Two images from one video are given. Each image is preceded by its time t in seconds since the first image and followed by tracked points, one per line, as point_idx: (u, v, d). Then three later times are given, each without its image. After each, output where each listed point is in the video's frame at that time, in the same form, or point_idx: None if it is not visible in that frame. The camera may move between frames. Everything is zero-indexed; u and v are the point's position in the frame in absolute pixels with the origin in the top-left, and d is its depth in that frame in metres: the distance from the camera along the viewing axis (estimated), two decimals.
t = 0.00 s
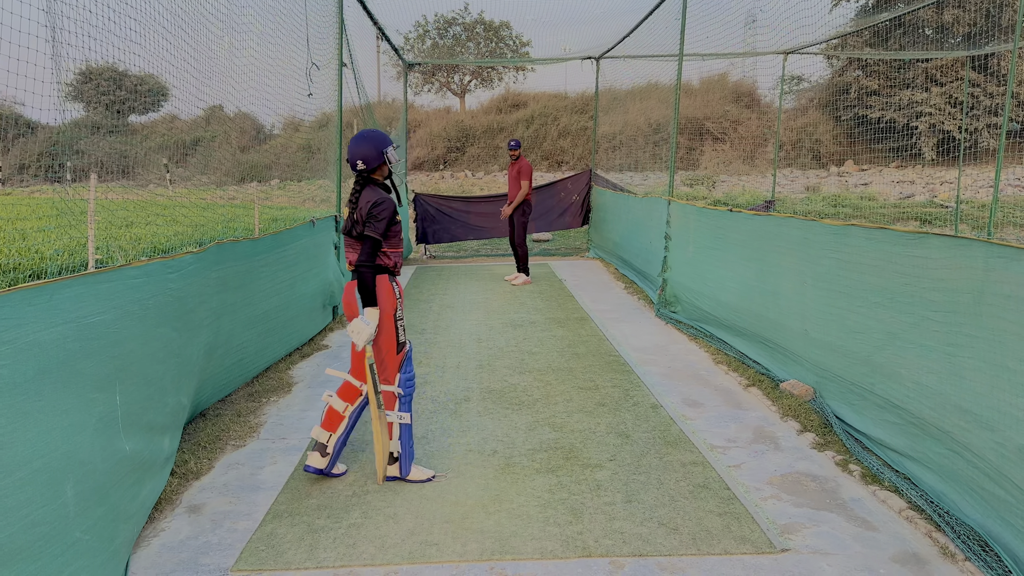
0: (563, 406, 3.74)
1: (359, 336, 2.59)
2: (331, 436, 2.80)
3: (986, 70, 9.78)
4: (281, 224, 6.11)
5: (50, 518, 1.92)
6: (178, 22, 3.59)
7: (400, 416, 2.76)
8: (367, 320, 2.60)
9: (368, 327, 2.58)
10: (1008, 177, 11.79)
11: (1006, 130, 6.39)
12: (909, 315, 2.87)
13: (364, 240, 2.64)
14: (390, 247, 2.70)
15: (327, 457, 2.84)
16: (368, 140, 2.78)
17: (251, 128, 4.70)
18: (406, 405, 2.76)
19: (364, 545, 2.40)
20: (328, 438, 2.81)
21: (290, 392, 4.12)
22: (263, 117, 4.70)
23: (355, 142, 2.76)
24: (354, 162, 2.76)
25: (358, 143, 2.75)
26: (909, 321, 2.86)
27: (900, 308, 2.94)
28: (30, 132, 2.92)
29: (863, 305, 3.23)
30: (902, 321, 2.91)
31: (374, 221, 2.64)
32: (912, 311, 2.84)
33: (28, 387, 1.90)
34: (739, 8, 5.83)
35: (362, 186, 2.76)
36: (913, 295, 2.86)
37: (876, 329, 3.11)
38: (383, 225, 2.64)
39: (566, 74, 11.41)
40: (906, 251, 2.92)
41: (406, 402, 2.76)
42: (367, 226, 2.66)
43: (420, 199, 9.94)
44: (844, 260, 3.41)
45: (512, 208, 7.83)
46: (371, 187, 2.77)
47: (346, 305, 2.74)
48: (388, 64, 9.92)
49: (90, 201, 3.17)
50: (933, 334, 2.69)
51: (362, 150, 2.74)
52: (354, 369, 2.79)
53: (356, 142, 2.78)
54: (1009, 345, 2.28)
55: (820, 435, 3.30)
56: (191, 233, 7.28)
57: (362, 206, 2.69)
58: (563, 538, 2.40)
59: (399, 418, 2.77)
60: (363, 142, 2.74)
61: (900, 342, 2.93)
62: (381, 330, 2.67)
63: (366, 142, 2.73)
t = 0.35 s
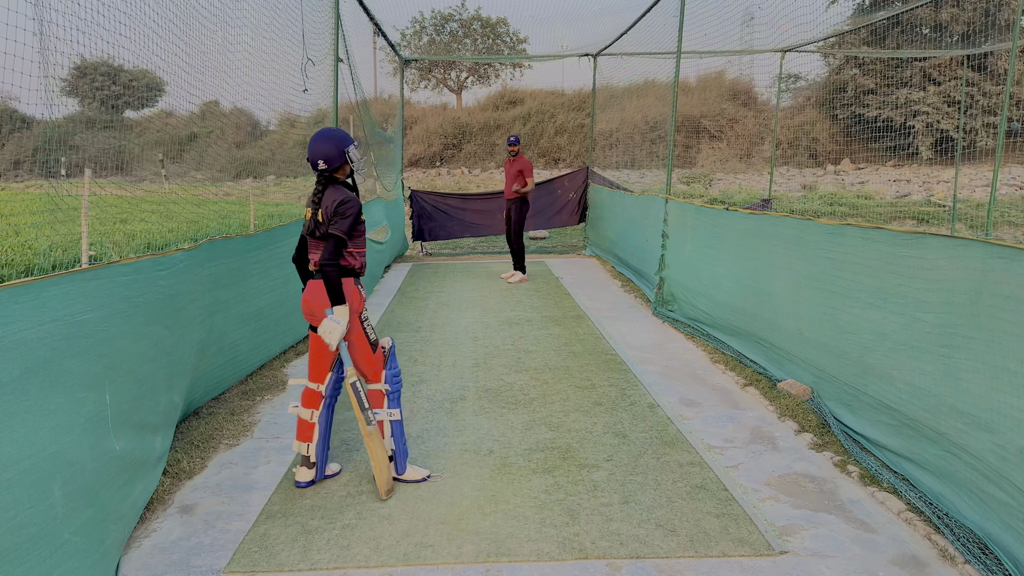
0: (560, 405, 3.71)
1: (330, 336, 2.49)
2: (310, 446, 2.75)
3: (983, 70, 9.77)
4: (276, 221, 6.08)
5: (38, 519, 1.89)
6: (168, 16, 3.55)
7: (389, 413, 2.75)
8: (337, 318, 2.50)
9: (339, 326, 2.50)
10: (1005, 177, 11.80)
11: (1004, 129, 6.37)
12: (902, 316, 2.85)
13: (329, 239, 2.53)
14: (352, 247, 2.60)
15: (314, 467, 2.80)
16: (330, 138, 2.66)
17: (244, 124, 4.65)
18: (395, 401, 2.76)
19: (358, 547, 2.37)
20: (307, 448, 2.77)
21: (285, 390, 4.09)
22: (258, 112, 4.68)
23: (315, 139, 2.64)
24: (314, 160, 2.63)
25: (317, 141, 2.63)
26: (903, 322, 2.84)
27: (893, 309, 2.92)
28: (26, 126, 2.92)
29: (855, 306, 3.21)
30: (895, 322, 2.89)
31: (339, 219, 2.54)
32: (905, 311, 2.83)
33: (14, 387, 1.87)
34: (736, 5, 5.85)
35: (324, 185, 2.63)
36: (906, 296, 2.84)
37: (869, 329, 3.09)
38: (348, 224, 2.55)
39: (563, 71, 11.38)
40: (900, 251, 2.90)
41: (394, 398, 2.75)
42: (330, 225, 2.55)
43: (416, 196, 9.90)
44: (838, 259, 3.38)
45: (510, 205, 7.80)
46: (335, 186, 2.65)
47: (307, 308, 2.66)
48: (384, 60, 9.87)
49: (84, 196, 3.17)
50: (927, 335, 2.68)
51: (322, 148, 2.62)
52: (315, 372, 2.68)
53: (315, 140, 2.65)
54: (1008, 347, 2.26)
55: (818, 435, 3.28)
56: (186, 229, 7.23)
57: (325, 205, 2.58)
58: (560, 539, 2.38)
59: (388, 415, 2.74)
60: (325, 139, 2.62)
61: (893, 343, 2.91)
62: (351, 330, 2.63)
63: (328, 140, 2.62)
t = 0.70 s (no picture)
0: (558, 408, 3.64)
1: (325, 335, 2.44)
2: (299, 450, 2.69)
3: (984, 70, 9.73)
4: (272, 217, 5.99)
5: (15, 526, 1.82)
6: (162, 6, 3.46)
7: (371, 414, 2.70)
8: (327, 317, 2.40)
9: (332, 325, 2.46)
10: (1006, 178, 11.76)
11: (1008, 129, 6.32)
12: (908, 319, 2.78)
13: (312, 238, 2.45)
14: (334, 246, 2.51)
15: (306, 471, 2.73)
16: (308, 132, 2.53)
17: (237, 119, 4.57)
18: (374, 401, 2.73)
19: (349, 555, 2.30)
20: (295, 453, 2.71)
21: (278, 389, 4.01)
22: (255, 107, 4.59)
23: (292, 133, 2.52)
24: (291, 155, 2.51)
25: (295, 136, 2.51)
26: (908, 326, 2.78)
27: (898, 312, 2.85)
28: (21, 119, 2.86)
29: (860, 309, 3.14)
30: (900, 326, 2.83)
31: (322, 218, 2.46)
32: (911, 315, 2.76)
33: None
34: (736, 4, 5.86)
35: (302, 181, 2.52)
36: (911, 299, 2.77)
37: (873, 332, 3.02)
38: (332, 223, 2.47)
39: (563, 69, 11.31)
40: (906, 253, 2.83)
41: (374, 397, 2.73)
42: (312, 224, 2.47)
43: (414, 193, 9.82)
44: (842, 261, 3.31)
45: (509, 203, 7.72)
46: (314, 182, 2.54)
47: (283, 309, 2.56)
48: (383, 56, 9.79)
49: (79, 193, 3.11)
50: (933, 340, 2.61)
51: (301, 143, 2.50)
52: (299, 375, 2.61)
53: (292, 134, 2.53)
54: (1018, 353, 2.19)
55: (821, 441, 3.21)
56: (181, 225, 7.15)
57: (306, 203, 2.48)
58: (558, 548, 2.31)
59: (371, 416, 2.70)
60: (304, 133, 2.51)
61: (897, 347, 2.84)
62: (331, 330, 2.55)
63: (306, 134, 2.50)
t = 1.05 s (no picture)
0: (554, 417, 3.51)
1: (311, 345, 2.37)
2: (280, 464, 2.58)
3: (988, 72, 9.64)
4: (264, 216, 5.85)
5: None
6: None
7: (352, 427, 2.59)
8: (315, 326, 2.38)
9: (318, 334, 2.37)
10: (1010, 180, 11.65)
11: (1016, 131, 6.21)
12: (924, 330, 2.65)
13: (286, 243, 2.36)
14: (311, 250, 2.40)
15: (288, 486, 2.62)
16: (282, 129, 2.45)
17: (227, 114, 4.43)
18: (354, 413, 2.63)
19: None
20: (277, 467, 2.60)
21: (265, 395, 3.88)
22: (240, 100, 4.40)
23: (263, 130, 2.43)
24: (263, 152, 2.43)
25: (268, 133, 2.42)
26: (925, 336, 2.65)
27: (914, 322, 2.72)
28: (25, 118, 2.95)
29: (872, 317, 3.02)
30: (916, 336, 2.70)
31: (295, 221, 2.37)
32: (928, 325, 2.63)
33: None
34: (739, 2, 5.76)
35: (274, 181, 2.43)
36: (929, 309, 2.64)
37: (887, 342, 2.89)
38: (306, 227, 2.38)
39: (563, 67, 11.21)
40: (923, 261, 2.70)
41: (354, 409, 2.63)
42: (285, 228, 2.38)
43: (412, 191, 9.69)
44: (853, 267, 3.18)
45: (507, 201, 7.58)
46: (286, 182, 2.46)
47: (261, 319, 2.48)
48: (383, 51, 9.66)
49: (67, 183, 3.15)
50: (952, 352, 2.48)
51: (273, 141, 2.42)
52: (279, 386, 2.53)
53: (264, 131, 2.44)
54: None
55: (829, 455, 3.08)
56: (173, 223, 7.02)
57: (278, 205, 2.39)
58: (552, 572, 2.18)
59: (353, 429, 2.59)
60: (276, 129, 2.42)
61: (913, 359, 2.72)
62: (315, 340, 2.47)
63: (279, 131, 2.42)
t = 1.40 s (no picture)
0: (553, 429, 3.31)
1: (289, 358, 2.19)
2: (254, 485, 2.39)
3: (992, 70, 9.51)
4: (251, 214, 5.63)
5: None
6: None
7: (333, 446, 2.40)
8: (291, 337, 2.22)
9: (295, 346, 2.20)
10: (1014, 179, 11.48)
11: None
12: (955, 340, 2.46)
13: (258, 247, 2.21)
14: (287, 254, 2.26)
15: (264, 509, 2.43)
16: (250, 122, 2.27)
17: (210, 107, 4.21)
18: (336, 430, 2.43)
19: None
20: (252, 489, 2.41)
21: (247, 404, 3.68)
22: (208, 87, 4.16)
23: (229, 124, 2.26)
24: (229, 147, 2.26)
25: (235, 127, 2.25)
26: (956, 348, 2.45)
27: (942, 332, 2.53)
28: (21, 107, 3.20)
29: (893, 325, 2.82)
30: (945, 347, 2.50)
31: (267, 224, 2.21)
32: (959, 336, 2.44)
33: None
34: None
35: (244, 181, 2.28)
36: (959, 318, 2.45)
37: (912, 353, 2.70)
38: (280, 229, 2.23)
39: (562, 63, 11.03)
40: (952, 266, 2.50)
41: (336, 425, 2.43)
42: (257, 231, 2.22)
43: (407, 189, 9.49)
44: (872, 271, 2.98)
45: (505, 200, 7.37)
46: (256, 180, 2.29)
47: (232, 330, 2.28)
48: (380, 46, 9.47)
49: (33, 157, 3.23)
50: (988, 366, 2.28)
51: (241, 135, 2.24)
52: (253, 402, 2.36)
53: (230, 125, 2.27)
54: None
55: (847, 473, 2.88)
56: (159, 222, 6.82)
57: (248, 206, 2.22)
58: None
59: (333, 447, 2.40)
60: (244, 123, 2.25)
61: (942, 371, 2.52)
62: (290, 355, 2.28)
63: (247, 125, 2.25)
